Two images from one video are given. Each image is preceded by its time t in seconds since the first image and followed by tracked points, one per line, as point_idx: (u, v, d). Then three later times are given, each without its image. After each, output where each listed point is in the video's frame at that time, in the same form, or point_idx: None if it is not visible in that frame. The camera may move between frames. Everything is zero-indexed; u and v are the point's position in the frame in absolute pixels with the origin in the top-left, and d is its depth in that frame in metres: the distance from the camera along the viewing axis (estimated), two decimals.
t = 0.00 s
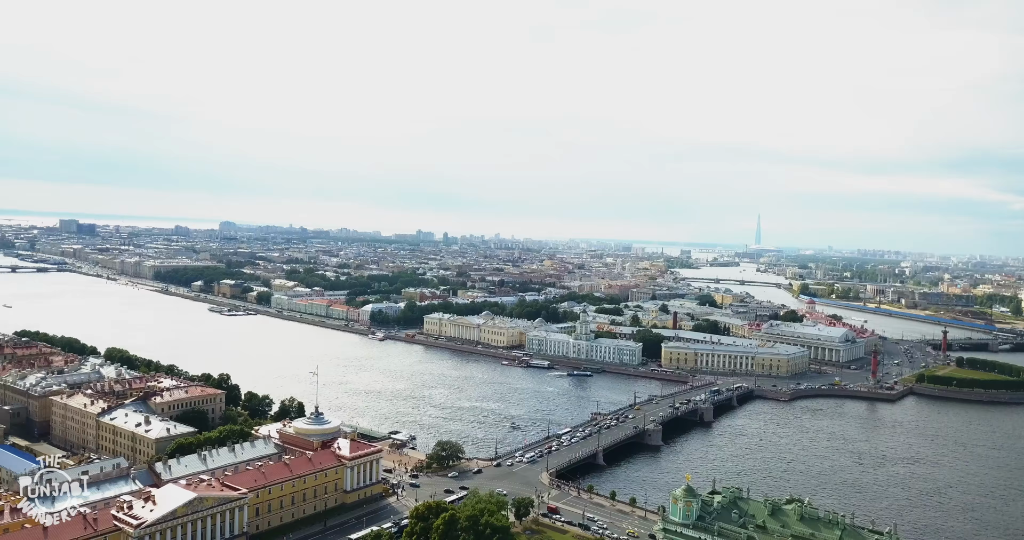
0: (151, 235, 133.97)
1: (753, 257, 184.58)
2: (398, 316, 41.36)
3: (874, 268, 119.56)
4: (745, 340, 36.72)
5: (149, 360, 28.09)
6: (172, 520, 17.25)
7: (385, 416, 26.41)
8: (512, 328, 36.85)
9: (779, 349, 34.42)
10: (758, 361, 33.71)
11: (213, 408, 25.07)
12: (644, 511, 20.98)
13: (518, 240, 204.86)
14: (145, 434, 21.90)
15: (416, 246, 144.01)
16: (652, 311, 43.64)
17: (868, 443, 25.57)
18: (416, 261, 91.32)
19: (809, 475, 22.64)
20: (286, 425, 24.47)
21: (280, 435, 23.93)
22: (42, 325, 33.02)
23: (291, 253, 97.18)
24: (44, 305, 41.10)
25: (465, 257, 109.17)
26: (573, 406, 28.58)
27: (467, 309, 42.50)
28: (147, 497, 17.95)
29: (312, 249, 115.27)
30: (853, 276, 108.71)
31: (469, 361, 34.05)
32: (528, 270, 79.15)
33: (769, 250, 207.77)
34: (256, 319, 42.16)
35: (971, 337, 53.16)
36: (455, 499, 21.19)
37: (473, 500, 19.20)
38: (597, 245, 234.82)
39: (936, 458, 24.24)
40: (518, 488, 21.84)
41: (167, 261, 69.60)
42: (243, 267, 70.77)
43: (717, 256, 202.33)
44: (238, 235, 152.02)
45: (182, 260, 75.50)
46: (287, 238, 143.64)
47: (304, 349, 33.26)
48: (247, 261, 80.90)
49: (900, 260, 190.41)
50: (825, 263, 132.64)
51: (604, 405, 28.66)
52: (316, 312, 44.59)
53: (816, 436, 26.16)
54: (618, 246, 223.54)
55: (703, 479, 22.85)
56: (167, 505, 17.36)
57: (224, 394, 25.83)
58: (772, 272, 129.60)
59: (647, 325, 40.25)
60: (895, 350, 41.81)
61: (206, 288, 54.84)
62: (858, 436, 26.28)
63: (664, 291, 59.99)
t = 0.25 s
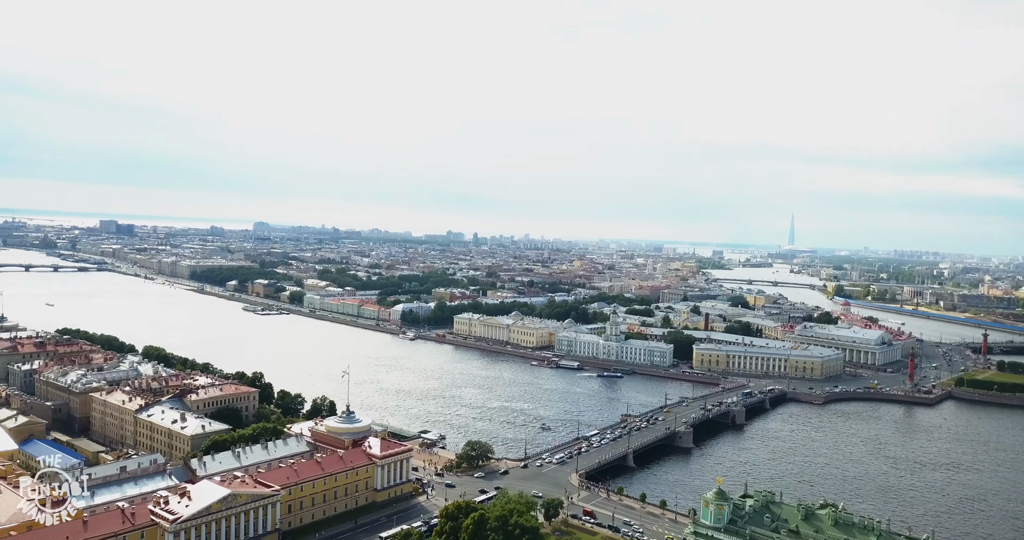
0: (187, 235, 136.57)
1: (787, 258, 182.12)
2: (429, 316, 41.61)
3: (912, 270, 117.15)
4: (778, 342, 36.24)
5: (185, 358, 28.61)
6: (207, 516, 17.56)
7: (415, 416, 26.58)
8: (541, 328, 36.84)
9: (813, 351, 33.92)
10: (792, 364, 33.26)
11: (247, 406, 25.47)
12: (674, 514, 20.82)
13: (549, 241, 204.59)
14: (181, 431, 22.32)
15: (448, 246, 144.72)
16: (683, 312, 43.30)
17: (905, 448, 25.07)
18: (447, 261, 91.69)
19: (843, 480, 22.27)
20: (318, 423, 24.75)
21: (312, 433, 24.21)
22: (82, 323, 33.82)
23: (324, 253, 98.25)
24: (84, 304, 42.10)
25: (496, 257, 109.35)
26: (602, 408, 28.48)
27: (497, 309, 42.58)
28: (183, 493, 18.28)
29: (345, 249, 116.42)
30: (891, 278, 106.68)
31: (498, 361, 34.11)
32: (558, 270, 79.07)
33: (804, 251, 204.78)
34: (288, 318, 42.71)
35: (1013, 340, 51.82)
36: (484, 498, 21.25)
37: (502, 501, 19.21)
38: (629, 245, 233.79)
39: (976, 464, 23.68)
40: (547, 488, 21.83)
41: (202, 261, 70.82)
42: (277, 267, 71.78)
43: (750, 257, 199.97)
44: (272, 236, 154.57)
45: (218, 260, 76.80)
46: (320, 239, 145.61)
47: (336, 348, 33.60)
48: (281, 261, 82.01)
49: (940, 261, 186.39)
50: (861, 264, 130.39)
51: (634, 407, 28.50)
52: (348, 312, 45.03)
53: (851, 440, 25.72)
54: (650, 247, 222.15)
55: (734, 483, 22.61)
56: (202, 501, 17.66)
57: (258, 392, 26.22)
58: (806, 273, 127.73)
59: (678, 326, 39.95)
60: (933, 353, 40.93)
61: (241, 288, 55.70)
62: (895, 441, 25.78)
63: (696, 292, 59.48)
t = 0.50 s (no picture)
0: (223, 236, 138.85)
1: (822, 258, 179.40)
2: (459, 315, 41.76)
3: (952, 271, 114.55)
4: (812, 344, 35.69)
5: (219, 357, 29.09)
6: (240, 512, 17.82)
7: (445, 415, 26.70)
8: (571, 329, 36.76)
9: (848, 353, 33.35)
10: (826, 366, 32.74)
11: (280, 404, 25.81)
12: (706, 517, 20.60)
13: (580, 242, 204.07)
14: (216, 428, 22.71)
15: (478, 247, 145.06)
16: (715, 313, 42.87)
17: (943, 453, 24.51)
18: (477, 261, 91.90)
19: (879, 485, 21.84)
20: (349, 422, 25.00)
21: (343, 431, 24.45)
22: (121, 321, 34.55)
23: (356, 253, 99.13)
24: (124, 303, 42.95)
25: (526, 257, 109.32)
26: (633, 409, 28.33)
27: (527, 309, 42.60)
28: (217, 488, 18.59)
29: (377, 249, 117.31)
30: (929, 279, 104.48)
31: (528, 361, 34.11)
32: (588, 271, 78.82)
33: (841, 252, 201.44)
34: (321, 317, 43.16)
35: None
36: (513, 499, 21.26)
37: (531, 501, 19.18)
38: (661, 246, 232.14)
39: (1017, 470, 23.08)
40: (576, 490, 21.76)
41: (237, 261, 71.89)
42: (310, 267, 72.61)
43: (785, 258, 197.31)
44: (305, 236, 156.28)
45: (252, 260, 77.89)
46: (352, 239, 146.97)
47: (366, 347, 33.89)
48: (313, 261, 82.95)
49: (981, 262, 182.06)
50: (898, 265, 127.92)
51: (665, 409, 28.28)
52: (379, 311, 45.40)
53: (887, 445, 25.23)
54: (683, 248, 220.34)
55: (767, 486, 22.31)
56: (235, 497, 17.93)
57: (290, 390, 26.54)
58: (842, 274, 125.71)
59: (710, 328, 39.57)
60: (972, 356, 39.99)
61: (274, 287, 56.46)
62: (932, 446, 25.23)
63: (728, 293, 58.88)
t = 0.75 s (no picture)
0: (259, 236, 141.01)
1: (859, 259, 176.27)
2: (489, 315, 41.85)
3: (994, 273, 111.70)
4: (847, 346, 35.09)
5: (254, 355, 29.53)
6: (274, 508, 18.07)
7: (475, 415, 26.78)
8: (602, 330, 36.62)
9: (885, 356, 32.71)
10: (862, 369, 32.15)
11: (313, 402, 26.13)
12: (738, 521, 20.37)
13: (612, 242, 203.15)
14: (250, 425, 23.08)
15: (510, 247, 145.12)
16: (748, 315, 42.34)
17: (984, 459, 23.94)
18: (508, 262, 91.92)
19: (917, 491, 21.40)
20: (381, 421, 25.21)
21: (374, 430, 24.67)
22: (159, 320, 35.28)
23: (388, 253, 99.86)
24: (162, 302, 43.83)
25: (557, 258, 109.10)
26: (664, 411, 28.13)
27: (557, 310, 42.53)
28: (252, 485, 18.88)
29: (409, 250, 118.02)
30: (971, 280, 102.01)
31: (559, 362, 34.05)
32: (619, 271, 78.41)
33: (879, 253, 197.64)
34: (352, 316, 43.59)
35: None
36: (544, 500, 21.24)
37: (562, 502, 19.15)
38: (695, 246, 230.00)
39: None
40: (607, 491, 21.68)
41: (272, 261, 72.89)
42: (342, 267, 73.33)
43: (822, 259, 194.18)
44: (337, 236, 157.87)
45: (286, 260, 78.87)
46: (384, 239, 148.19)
47: (398, 347, 34.13)
48: (346, 261, 83.78)
49: None
50: (938, 266, 125.15)
51: (697, 411, 28.02)
52: (410, 311, 45.68)
53: (925, 450, 24.71)
54: (717, 249, 218.00)
55: (801, 490, 21.98)
56: (269, 494, 18.19)
57: (323, 389, 26.87)
58: (879, 275, 123.37)
59: (743, 329, 39.11)
60: (1015, 360, 38.97)
61: (308, 287, 57.14)
62: (973, 451, 24.65)
63: (761, 295, 58.11)
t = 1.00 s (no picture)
0: (294, 237, 142.82)
1: (899, 260, 172.75)
2: (520, 316, 41.87)
3: None
4: (885, 349, 34.42)
5: (288, 354, 29.93)
6: (307, 505, 18.30)
7: (506, 415, 26.82)
8: (634, 331, 36.42)
9: (924, 360, 32.01)
10: (901, 373, 31.49)
11: (346, 401, 26.40)
12: (772, 525, 20.11)
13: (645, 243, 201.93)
14: (285, 423, 23.40)
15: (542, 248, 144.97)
16: (783, 317, 41.76)
17: None
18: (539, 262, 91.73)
19: (957, 498, 20.92)
20: (412, 420, 25.39)
21: (406, 429, 24.84)
22: (196, 319, 35.95)
23: (420, 254, 100.43)
24: (199, 301, 44.66)
25: (589, 258, 108.65)
26: (696, 413, 27.88)
27: (588, 311, 42.40)
28: (286, 482, 19.14)
29: (441, 250, 118.57)
30: (1015, 282, 99.33)
31: (590, 362, 33.94)
32: (651, 272, 77.85)
33: (920, 255, 193.42)
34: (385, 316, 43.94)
35: None
36: (575, 501, 21.19)
37: (593, 503, 19.10)
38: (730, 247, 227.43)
39: None
40: (638, 493, 21.55)
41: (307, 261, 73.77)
42: (375, 267, 73.95)
43: (860, 260, 190.67)
44: (370, 236, 159.57)
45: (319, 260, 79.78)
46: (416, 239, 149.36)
47: (429, 347, 34.31)
48: (378, 261, 84.51)
49: None
50: (979, 267, 122.10)
51: (730, 414, 27.72)
52: (442, 311, 45.91)
53: (965, 455, 24.15)
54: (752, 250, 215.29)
55: (837, 495, 21.62)
56: (303, 491, 18.42)
57: (356, 388, 27.15)
58: (919, 277, 120.82)
59: (777, 331, 38.58)
60: None
61: (341, 287, 57.73)
62: (1016, 457, 24.02)
63: (797, 296, 57.24)
